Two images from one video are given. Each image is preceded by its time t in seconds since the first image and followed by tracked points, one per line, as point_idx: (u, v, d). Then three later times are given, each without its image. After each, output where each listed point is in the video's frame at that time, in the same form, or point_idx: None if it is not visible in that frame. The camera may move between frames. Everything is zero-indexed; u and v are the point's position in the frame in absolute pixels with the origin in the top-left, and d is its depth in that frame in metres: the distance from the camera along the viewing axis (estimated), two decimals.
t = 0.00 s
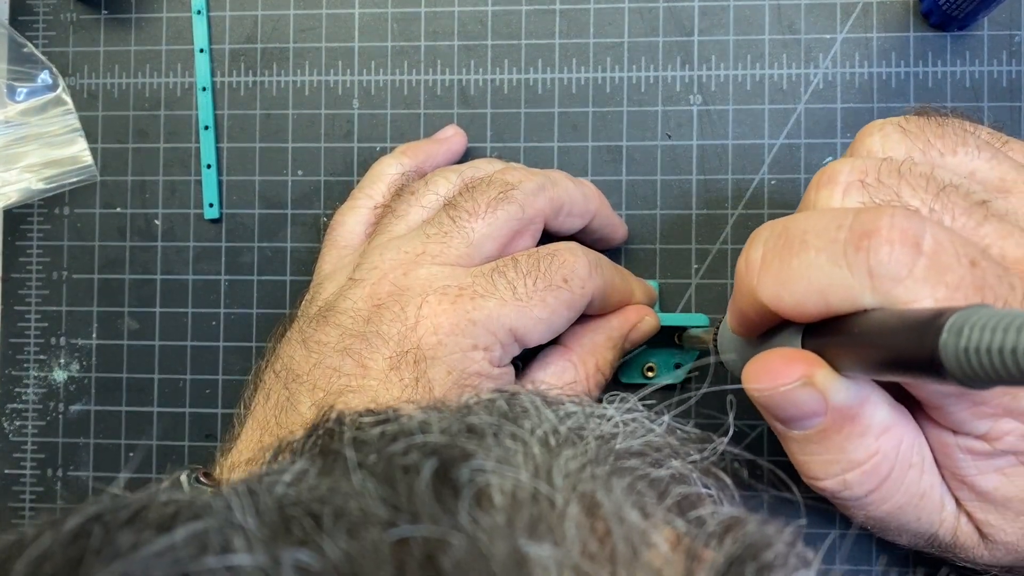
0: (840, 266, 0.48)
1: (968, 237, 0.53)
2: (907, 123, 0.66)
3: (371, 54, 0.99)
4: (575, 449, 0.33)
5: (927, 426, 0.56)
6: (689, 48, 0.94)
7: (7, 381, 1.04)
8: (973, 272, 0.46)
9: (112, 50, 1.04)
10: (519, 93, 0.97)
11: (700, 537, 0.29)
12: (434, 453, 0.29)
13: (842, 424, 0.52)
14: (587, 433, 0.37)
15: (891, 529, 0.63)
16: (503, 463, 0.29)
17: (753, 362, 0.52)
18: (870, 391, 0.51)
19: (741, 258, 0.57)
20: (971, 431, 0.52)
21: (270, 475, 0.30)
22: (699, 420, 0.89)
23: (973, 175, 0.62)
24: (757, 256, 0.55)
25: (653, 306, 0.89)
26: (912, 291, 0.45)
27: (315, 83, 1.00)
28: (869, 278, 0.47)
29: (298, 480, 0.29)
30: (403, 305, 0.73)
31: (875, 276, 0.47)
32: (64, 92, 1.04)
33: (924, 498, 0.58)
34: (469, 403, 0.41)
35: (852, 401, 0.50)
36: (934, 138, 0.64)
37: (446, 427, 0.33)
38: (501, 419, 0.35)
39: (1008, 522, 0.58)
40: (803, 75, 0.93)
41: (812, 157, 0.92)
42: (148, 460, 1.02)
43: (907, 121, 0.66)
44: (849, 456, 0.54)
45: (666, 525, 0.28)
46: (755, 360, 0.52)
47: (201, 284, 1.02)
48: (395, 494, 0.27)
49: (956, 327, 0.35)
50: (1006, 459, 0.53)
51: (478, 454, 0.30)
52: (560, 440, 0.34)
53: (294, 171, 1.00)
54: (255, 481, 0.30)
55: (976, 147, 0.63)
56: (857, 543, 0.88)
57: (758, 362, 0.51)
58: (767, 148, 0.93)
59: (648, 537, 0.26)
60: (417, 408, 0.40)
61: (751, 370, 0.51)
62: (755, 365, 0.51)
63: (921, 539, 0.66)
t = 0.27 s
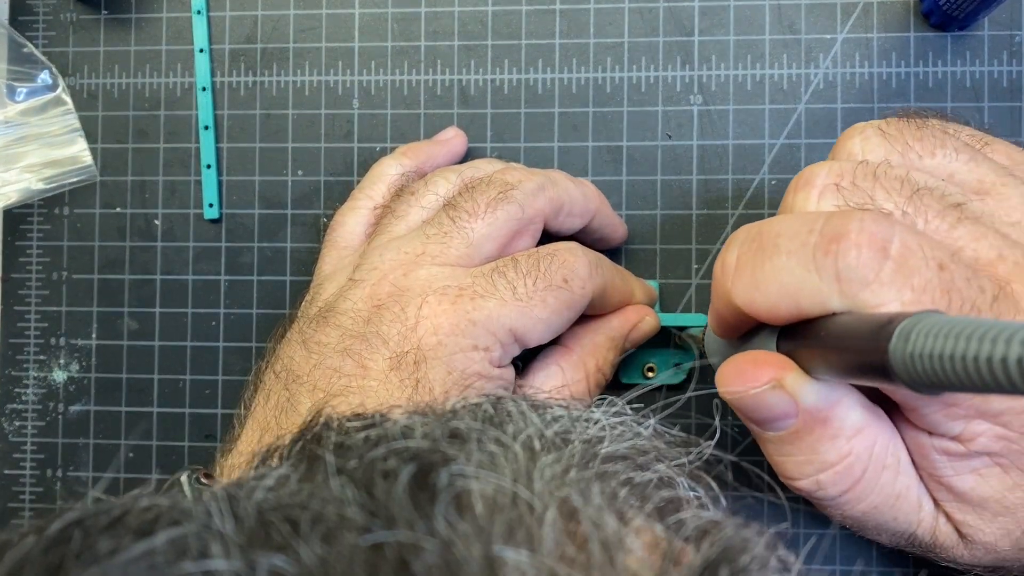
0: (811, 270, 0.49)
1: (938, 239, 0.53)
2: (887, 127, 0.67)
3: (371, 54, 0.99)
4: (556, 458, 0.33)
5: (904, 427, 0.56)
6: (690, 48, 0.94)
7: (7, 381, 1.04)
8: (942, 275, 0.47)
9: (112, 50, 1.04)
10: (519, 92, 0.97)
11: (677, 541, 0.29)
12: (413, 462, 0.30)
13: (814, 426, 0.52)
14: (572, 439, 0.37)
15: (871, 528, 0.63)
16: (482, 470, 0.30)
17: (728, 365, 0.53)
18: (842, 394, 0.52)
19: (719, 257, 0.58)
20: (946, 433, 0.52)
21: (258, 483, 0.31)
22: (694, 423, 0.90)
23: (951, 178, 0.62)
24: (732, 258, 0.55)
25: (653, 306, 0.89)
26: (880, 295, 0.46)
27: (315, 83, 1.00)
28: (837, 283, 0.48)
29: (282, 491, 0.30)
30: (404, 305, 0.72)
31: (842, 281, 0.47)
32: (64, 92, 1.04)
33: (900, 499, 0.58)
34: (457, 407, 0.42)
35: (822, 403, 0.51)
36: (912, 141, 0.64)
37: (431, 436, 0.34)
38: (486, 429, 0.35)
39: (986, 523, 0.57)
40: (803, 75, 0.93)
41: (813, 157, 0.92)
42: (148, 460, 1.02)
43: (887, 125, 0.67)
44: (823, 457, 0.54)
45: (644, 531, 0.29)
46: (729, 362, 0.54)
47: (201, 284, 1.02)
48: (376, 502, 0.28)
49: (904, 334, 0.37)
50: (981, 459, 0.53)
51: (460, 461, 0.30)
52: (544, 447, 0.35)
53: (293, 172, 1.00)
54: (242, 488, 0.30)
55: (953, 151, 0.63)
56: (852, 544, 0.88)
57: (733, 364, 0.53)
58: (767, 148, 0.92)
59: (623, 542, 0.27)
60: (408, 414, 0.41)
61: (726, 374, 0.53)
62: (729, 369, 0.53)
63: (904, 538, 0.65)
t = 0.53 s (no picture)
0: (798, 272, 0.49)
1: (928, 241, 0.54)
2: (880, 128, 0.66)
3: (371, 54, 0.99)
4: (547, 461, 0.34)
5: (896, 428, 0.56)
6: (690, 48, 0.94)
7: (7, 382, 1.04)
8: (928, 278, 0.47)
9: (112, 50, 1.04)
10: (519, 92, 0.97)
11: (662, 541, 0.29)
12: (399, 464, 0.31)
13: (798, 428, 0.52)
14: (563, 441, 0.38)
15: (861, 527, 0.63)
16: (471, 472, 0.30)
17: (715, 366, 0.54)
18: (829, 396, 0.52)
19: (709, 260, 0.58)
20: (937, 434, 0.52)
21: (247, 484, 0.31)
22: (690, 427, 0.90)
23: (944, 179, 0.62)
24: (722, 262, 0.56)
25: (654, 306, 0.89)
26: (866, 298, 0.47)
27: (315, 82, 1.00)
28: (824, 285, 0.48)
29: (270, 492, 0.30)
30: (404, 305, 0.72)
31: (828, 283, 0.48)
32: (64, 92, 1.04)
33: (887, 499, 0.58)
34: (449, 409, 0.43)
35: (807, 405, 0.51)
36: (904, 143, 0.64)
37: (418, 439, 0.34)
38: (474, 430, 0.36)
39: (978, 525, 0.57)
40: (804, 75, 0.92)
41: (813, 157, 0.92)
42: (148, 460, 1.02)
43: (881, 126, 0.67)
44: (807, 458, 0.54)
45: (628, 536, 0.29)
46: (717, 363, 0.55)
47: (200, 284, 1.02)
48: (362, 503, 0.28)
49: (883, 336, 0.37)
50: (973, 460, 0.53)
51: (446, 462, 0.30)
52: (535, 450, 0.35)
53: (293, 172, 1.00)
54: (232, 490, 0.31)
55: (947, 152, 0.63)
56: (848, 543, 0.88)
57: (720, 366, 0.54)
58: (767, 148, 0.92)
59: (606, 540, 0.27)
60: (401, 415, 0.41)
61: (711, 374, 0.54)
62: (715, 370, 0.54)
63: (895, 539, 0.65)
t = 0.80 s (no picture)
0: (788, 283, 0.49)
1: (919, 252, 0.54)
2: (873, 136, 0.67)
3: (371, 54, 0.99)
4: (538, 458, 0.33)
5: (888, 439, 0.55)
6: (690, 48, 0.94)
7: (7, 382, 1.04)
8: (918, 290, 0.47)
9: (111, 50, 1.04)
10: (519, 92, 0.97)
11: (651, 536, 0.29)
12: (389, 458, 0.30)
13: (787, 439, 0.52)
14: (556, 440, 0.37)
15: (853, 535, 0.64)
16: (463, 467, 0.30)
17: (707, 376, 0.54)
18: (819, 407, 0.51)
19: (701, 271, 0.58)
20: (929, 445, 0.51)
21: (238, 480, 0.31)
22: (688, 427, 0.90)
23: (937, 186, 0.63)
24: (713, 272, 0.56)
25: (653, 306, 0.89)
26: (856, 310, 0.47)
27: (315, 82, 1.00)
28: (814, 297, 0.48)
29: (262, 487, 0.30)
30: (402, 303, 0.72)
31: (819, 295, 0.47)
32: (63, 92, 1.04)
33: (878, 509, 0.58)
34: (442, 407, 0.42)
35: (796, 417, 0.51)
36: (897, 150, 0.65)
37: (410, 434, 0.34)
38: (467, 426, 0.36)
39: (971, 534, 0.58)
40: (804, 75, 0.92)
41: (813, 157, 0.92)
42: (148, 460, 1.02)
43: (874, 135, 0.68)
44: (797, 469, 0.54)
45: (618, 532, 0.29)
46: (709, 372, 0.55)
47: (200, 284, 1.02)
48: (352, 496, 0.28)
49: (868, 356, 0.37)
50: (965, 470, 0.53)
51: (438, 457, 0.30)
52: (528, 446, 0.35)
53: (293, 171, 1.00)
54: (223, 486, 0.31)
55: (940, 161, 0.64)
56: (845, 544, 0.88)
57: (711, 376, 0.54)
58: (768, 147, 0.92)
59: (594, 534, 0.27)
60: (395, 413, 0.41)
61: (704, 385, 0.54)
62: (707, 380, 0.54)
63: (887, 547, 0.65)
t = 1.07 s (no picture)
0: (784, 290, 0.49)
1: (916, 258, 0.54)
2: (870, 141, 0.67)
3: (371, 54, 0.99)
4: (523, 456, 0.34)
5: (886, 442, 0.55)
6: (690, 48, 0.94)
7: (7, 382, 1.04)
8: (914, 296, 0.48)
9: (111, 50, 1.04)
10: (519, 92, 0.97)
11: (630, 533, 0.29)
12: (368, 458, 0.31)
13: (782, 444, 0.52)
14: (543, 439, 0.37)
15: (849, 538, 0.63)
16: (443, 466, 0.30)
17: (702, 380, 0.54)
18: (814, 412, 0.51)
19: (696, 276, 0.58)
20: (926, 449, 0.51)
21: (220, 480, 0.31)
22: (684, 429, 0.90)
23: (932, 192, 0.62)
24: (708, 278, 0.55)
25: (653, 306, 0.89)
26: (852, 316, 0.47)
27: (315, 83, 1.00)
28: (811, 303, 0.48)
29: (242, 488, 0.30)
30: (403, 303, 0.72)
31: (816, 302, 0.47)
32: (64, 92, 1.04)
33: (874, 513, 0.58)
34: (429, 408, 0.42)
35: (791, 423, 0.51)
36: (894, 155, 0.64)
37: (393, 434, 0.34)
38: (451, 425, 0.36)
39: (967, 537, 0.57)
40: (804, 75, 0.92)
41: (814, 157, 0.92)
42: (148, 461, 1.02)
43: (870, 139, 0.67)
44: (792, 473, 0.54)
45: (597, 531, 0.29)
46: (702, 378, 0.54)
47: (200, 284, 1.02)
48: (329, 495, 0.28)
49: (862, 365, 0.38)
50: (961, 474, 0.53)
51: (418, 456, 0.30)
52: (512, 445, 0.35)
53: (293, 171, 1.00)
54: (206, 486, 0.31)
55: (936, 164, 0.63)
56: (842, 546, 0.88)
57: (704, 380, 0.54)
58: (768, 147, 0.92)
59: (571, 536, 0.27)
60: (384, 413, 0.41)
61: (699, 389, 0.54)
62: (702, 384, 0.54)
63: (884, 550, 0.65)
